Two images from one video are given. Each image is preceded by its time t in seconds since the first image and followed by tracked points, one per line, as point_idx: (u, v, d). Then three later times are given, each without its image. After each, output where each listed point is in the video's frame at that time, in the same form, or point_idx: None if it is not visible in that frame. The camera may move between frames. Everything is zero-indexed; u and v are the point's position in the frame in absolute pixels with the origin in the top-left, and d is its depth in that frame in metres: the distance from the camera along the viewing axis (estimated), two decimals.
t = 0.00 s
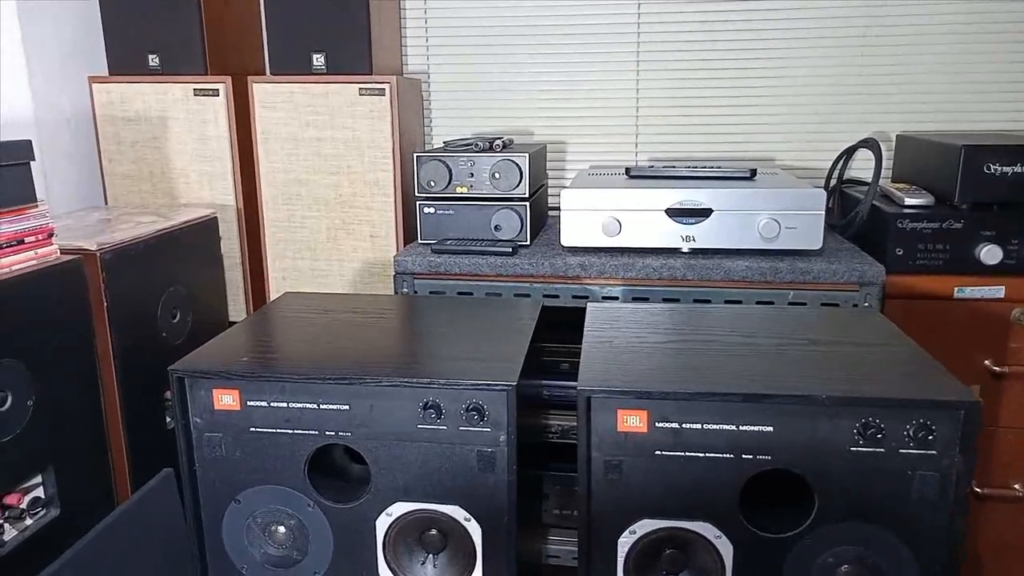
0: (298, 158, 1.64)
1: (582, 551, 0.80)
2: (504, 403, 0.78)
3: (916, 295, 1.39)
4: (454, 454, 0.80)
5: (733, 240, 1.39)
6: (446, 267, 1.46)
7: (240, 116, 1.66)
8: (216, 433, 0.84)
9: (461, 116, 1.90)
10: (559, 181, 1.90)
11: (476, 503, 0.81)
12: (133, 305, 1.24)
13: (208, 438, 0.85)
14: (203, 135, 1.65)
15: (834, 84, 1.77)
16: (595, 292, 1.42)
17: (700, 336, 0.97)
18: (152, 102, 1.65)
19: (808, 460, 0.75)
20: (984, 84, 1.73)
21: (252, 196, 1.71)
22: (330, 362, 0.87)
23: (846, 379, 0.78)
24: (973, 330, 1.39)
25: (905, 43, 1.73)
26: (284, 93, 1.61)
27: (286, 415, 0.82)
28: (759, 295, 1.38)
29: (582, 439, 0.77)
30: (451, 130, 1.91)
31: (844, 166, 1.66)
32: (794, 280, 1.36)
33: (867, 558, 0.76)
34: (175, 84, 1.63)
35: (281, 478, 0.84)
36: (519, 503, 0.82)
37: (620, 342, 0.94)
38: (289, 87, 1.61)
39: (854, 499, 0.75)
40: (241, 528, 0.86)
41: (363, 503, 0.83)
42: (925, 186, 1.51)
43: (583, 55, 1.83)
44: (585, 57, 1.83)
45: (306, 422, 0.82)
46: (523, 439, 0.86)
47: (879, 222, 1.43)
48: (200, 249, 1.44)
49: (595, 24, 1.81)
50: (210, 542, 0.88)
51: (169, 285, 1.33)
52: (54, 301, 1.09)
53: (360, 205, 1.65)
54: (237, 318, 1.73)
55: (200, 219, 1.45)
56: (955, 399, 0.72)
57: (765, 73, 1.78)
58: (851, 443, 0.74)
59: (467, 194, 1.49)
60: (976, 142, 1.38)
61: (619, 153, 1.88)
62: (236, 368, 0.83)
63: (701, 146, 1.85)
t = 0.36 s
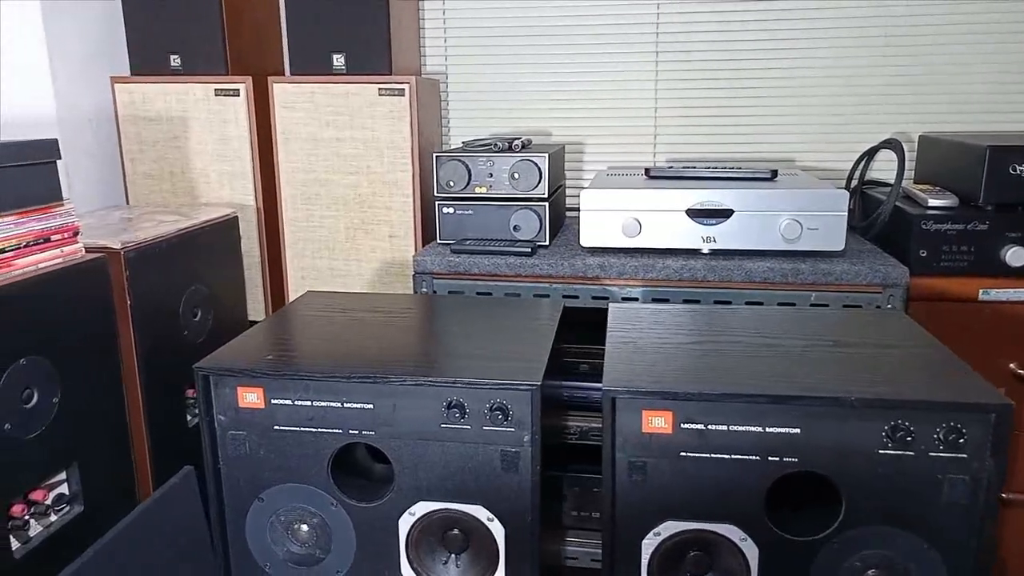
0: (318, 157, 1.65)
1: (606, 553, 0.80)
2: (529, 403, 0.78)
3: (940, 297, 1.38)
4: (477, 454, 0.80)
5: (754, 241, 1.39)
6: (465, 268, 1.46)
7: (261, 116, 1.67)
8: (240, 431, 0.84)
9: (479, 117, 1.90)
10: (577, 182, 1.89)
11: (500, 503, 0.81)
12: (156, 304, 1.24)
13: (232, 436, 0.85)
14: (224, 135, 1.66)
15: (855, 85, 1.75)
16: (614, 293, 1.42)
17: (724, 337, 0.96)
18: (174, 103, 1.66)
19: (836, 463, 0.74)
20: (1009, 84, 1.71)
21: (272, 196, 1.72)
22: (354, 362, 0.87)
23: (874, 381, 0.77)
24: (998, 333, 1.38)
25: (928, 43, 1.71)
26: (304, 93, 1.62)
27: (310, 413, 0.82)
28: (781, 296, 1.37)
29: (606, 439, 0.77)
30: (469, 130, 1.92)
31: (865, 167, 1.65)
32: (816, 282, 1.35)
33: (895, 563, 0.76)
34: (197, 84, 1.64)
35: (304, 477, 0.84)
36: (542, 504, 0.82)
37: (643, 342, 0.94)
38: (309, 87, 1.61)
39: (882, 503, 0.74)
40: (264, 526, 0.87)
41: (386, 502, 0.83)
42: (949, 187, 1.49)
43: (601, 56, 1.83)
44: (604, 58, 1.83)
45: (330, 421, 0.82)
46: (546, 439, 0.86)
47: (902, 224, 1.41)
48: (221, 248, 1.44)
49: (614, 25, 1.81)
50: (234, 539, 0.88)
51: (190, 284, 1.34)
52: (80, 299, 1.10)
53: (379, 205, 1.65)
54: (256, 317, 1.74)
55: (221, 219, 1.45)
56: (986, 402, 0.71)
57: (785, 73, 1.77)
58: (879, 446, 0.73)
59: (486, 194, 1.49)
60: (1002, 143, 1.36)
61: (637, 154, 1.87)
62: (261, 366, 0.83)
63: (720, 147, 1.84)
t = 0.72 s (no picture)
0: (336, 160, 1.66)
1: (625, 556, 0.80)
2: (548, 406, 0.78)
3: (960, 302, 1.36)
4: (496, 457, 0.81)
5: (771, 245, 1.38)
6: (482, 271, 1.46)
7: (279, 120, 1.68)
8: (262, 432, 0.85)
9: (496, 120, 1.91)
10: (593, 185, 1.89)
11: (518, 505, 0.82)
12: (177, 306, 1.25)
13: (253, 437, 0.86)
14: (243, 138, 1.67)
15: (873, 88, 1.75)
16: (631, 296, 1.42)
17: (742, 341, 0.96)
18: (194, 106, 1.67)
19: (857, 468, 0.74)
20: None
21: (290, 198, 1.73)
22: (374, 363, 0.88)
23: (896, 387, 0.77)
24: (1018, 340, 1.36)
25: (946, 47, 1.70)
26: (322, 96, 1.63)
27: (331, 415, 0.83)
28: (798, 301, 1.37)
29: (626, 443, 0.77)
30: (485, 133, 1.92)
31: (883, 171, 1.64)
32: (835, 286, 1.34)
33: (916, 569, 0.75)
34: (217, 88, 1.65)
35: (324, 478, 0.85)
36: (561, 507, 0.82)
37: (662, 346, 0.94)
38: (327, 91, 1.62)
39: (903, 509, 0.74)
40: (284, 526, 0.87)
41: (405, 504, 0.83)
42: (969, 191, 1.48)
43: (618, 59, 1.83)
44: (620, 62, 1.83)
45: (350, 423, 0.83)
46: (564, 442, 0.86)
47: (921, 228, 1.41)
48: (240, 250, 1.45)
49: (631, 28, 1.81)
50: (254, 539, 0.89)
51: (210, 286, 1.35)
52: (104, 300, 1.12)
53: (396, 208, 1.66)
54: (274, 318, 1.75)
55: (241, 221, 1.46)
56: (1010, 409, 0.71)
57: (802, 76, 1.77)
58: (901, 452, 0.73)
59: (503, 197, 1.49)
60: None
61: (653, 156, 1.87)
62: (282, 368, 0.84)
63: (737, 151, 1.83)
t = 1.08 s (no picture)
0: (355, 163, 1.66)
1: (646, 560, 0.80)
2: (570, 410, 0.78)
3: (983, 307, 1.36)
4: (517, 460, 0.81)
5: (792, 249, 1.38)
6: (501, 273, 1.46)
7: (299, 122, 1.69)
8: (284, 433, 0.86)
9: (513, 123, 1.91)
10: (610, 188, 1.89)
11: (539, 508, 0.82)
12: (198, 307, 1.26)
13: (276, 437, 0.86)
14: (263, 141, 1.68)
15: (894, 91, 1.73)
16: (650, 300, 1.41)
17: (763, 345, 0.95)
18: (215, 109, 1.69)
19: (882, 475, 0.73)
20: None
21: (309, 200, 1.74)
22: (396, 365, 0.88)
23: (922, 393, 0.76)
24: None
25: (969, 50, 1.69)
26: (342, 99, 1.64)
27: (353, 416, 0.83)
28: (819, 305, 1.36)
29: (648, 447, 0.77)
30: (503, 136, 1.92)
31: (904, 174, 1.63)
32: (856, 291, 1.33)
33: None
34: (238, 90, 1.67)
35: (346, 479, 0.85)
36: (582, 510, 0.82)
37: (683, 350, 0.93)
38: (347, 94, 1.63)
39: (928, 516, 0.74)
40: (306, 527, 0.88)
41: (426, 506, 0.84)
42: (992, 196, 1.47)
43: (637, 62, 1.83)
44: (639, 65, 1.83)
45: (371, 424, 0.83)
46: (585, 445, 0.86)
47: (944, 233, 1.39)
48: (260, 252, 1.46)
49: (650, 31, 1.81)
50: (276, 539, 0.89)
51: (230, 287, 1.36)
52: (128, 301, 1.13)
53: (415, 210, 1.66)
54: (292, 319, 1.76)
55: (261, 222, 1.47)
56: None
57: (822, 79, 1.76)
58: (927, 458, 0.73)
59: (522, 200, 1.49)
60: None
61: (671, 159, 1.87)
62: (305, 369, 0.84)
63: (755, 154, 1.82)
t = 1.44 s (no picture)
0: (375, 169, 1.67)
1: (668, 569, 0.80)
2: (593, 418, 0.79)
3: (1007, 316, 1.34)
4: (539, 467, 0.81)
5: (812, 256, 1.37)
6: (520, 279, 1.47)
7: (320, 128, 1.71)
8: (308, 438, 0.86)
9: (532, 129, 1.92)
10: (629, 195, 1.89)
11: (561, 516, 0.82)
12: (221, 311, 1.28)
13: (299, 442, 0.87)
14: (284, 147, 1.70)
15: (915, 98, 1.72)
16: (669, 307, 1.42)
17: (785, 354, 0.95)
18: (238, 115, 1.70)
19: (906, 486, 0.73)
20: None
21: (329, 205, 1.75)
22: (418, 372, 0.88)
23: (947, 404, 0.76)
24: None
25: (991, 56, 1.68)
26: (362, 106, 1.65)
27: (376, 423, 0.84)
28: (840, 313, 1.35)
29: (670, 455, 0.77)
30: (521, 142, 1.93)
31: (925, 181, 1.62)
32: (877, 299, 1.33)
33: None
34: (260, 97, 1.68)
35: (369, 485, 0.86)
36: (603, 518, 0.82)
37: (705, 358, 0.94)
38: (368, 100, 1.64)
39: (954, 528, 0.73)
40: (328, 531, 0.89)
41: (449, 513, 0.84)
42: (1015, 203, 1.45)
43: (656, 69, 1.83)
44: (657, 72, 1.83)
45: (394, 430, 0.84)
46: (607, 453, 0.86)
47: (967, 240, 1.38)
48: (281, 257, 1.47)
49: (669, 38, 1.81)
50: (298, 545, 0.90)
51: (252, 292, 1.37)
52: (153, 305, 1.14)
53: (434, 216, 1.67)
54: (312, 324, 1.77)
55: (282, 228, 1.48)
56: None
57: (842, 85, 1.75)
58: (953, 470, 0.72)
59: (541, 206, 1.49)
60: None
61: (690, 166, 1.86)
62: (329, 376, 0.85)
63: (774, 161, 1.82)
